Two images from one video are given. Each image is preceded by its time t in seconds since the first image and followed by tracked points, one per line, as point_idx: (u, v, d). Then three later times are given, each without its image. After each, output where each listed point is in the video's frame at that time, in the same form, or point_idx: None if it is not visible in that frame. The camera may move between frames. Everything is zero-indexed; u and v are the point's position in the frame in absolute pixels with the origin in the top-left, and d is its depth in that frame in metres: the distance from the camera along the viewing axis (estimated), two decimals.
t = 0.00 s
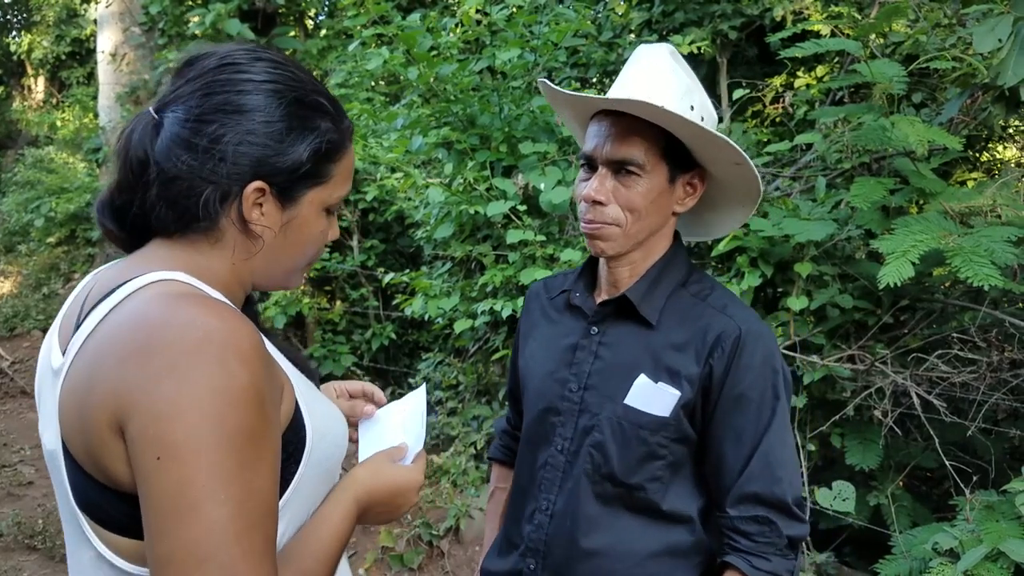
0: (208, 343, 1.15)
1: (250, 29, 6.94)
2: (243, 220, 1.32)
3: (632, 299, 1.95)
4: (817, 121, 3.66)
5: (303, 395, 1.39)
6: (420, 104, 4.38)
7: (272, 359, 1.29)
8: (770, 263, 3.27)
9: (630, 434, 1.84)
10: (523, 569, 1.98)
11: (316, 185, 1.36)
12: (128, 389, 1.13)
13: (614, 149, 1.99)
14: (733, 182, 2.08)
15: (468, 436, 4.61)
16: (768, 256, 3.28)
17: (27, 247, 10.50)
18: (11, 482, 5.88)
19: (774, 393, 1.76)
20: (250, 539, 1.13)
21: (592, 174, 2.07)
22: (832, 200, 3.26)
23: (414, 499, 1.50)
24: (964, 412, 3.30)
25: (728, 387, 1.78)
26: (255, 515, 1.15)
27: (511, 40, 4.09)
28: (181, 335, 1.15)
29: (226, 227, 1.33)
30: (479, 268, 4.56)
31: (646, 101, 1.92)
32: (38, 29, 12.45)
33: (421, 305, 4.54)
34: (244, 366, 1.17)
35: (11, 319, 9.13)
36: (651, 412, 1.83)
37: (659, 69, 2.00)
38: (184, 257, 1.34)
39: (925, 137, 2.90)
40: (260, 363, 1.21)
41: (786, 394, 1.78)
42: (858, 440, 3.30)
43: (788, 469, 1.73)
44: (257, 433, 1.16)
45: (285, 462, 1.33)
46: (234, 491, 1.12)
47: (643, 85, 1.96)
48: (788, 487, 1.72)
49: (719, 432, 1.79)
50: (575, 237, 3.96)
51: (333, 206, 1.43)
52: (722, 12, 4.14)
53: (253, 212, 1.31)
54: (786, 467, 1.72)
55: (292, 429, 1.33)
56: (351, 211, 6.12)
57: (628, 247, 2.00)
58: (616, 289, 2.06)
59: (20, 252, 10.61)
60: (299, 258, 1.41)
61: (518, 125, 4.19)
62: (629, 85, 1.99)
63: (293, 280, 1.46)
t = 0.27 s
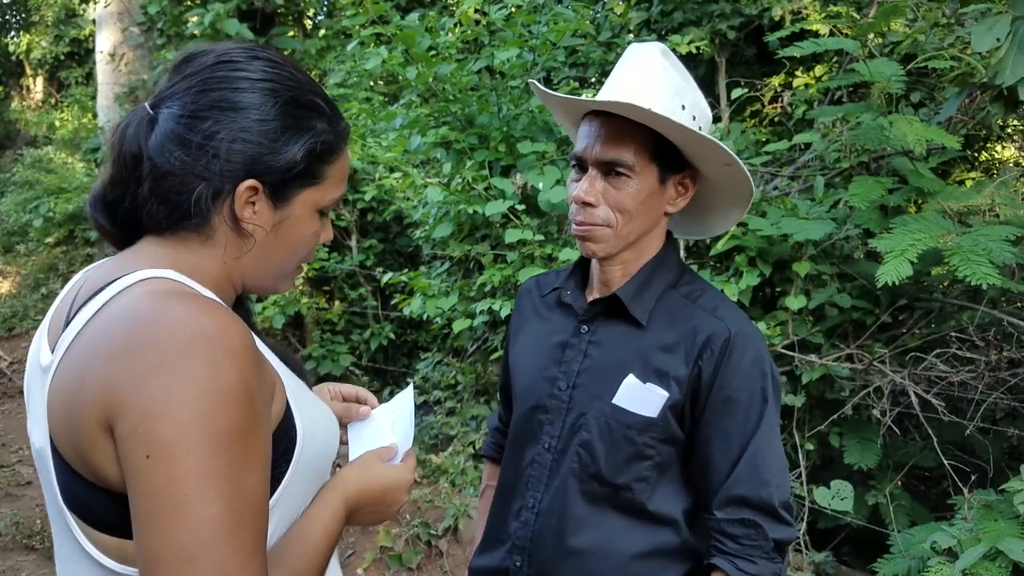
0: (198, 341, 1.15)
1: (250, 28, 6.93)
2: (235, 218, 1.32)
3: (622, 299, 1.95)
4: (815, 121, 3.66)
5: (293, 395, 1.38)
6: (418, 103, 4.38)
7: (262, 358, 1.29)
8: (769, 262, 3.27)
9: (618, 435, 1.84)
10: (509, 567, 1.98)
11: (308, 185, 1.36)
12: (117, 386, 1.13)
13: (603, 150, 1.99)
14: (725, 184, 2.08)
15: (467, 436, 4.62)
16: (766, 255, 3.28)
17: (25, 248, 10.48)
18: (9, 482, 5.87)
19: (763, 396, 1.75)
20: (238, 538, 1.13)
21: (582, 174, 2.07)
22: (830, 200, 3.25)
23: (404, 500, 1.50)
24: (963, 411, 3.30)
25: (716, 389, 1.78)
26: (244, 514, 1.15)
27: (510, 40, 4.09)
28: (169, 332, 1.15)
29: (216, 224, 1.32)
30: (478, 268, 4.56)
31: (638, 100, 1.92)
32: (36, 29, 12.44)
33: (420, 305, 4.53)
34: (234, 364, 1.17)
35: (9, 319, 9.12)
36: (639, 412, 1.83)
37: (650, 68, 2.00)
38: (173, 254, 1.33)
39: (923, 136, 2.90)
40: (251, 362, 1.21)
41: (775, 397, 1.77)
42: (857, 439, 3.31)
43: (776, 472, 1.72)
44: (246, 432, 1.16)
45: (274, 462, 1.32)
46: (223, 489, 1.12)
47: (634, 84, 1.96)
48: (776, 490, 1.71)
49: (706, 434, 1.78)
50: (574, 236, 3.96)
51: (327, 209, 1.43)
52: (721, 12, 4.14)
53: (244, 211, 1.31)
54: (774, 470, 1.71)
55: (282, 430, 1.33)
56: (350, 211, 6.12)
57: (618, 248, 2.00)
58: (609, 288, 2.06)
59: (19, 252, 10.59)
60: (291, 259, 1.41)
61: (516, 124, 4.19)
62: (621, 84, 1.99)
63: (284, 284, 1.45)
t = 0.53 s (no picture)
0: (180, 341, 1.15)
1: (249, 28, 6.92)
2: (227, 219, 1.32)
3: (618, 300, 1.95)
4: (814, 121, 3.66)
5: (285, 397, 1.38)
6: (417, 103, 4.38)
7: (251, 360, 1.29)
8: (767, 263, 3.28)
9: (614, 436, 1.84)
10: (503, 568, 1.98)
11: (302, 186, 1.35)
12: (99, 385, 1.13)
13: (595, 152, 2.00)
14: (719, 187, 2.07)
15: (466, 436, 4.62)
16: (765, 256, 3.29)
17: (24, 247, 10.47)
18: (8, 483, 5.87)
19: (758, 398, 1.75)
20: (215, 541, 1.12)
21: (576, 175, 2.07)
22: (829, 200, 3.25)
23: (398, 504, 1.51)
24: (962, 411, 3.30)
25: (712, 391, 1.78)
26: (222, 516, 1.14)
27: (509, 40, 4.09)
28: (152, 332, 1.15)
29: (210, 224, 1.33)
30: (477, 269, 4.56)
31: (631, 104, 1.92)
32: (35, 30, 12.44)
33: (419, 305, 4.53)
34: (217, 365, 1.16)
35: (8, 319, 9.11)
36: (635, 414, 1.83)
37: (643, 70, 1.99)
38: (167, 255, 1.33)
39: (922, 137, 2.90)
40: (235, 364, 1.20)
41: (770, 399, 1.78)
42: (856, 439, 3.31)
43: (771, 474, 1.72)
44: (227, 433, 1.15)
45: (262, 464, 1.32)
46: (201, 490, 1.12)
47: (627, 88, 1.96)
48: (771, 491, 1.71)
49: (701, 435, 1.78)
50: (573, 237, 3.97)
51: (323, 210, 1.42)
52: (721, 12, 4.15)
53: (237, 212, 1.31)
54: (768, 471, 1.72)
55: (270, 431, 1.33)
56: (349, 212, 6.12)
57: (610, 250, 2.01)
58: (603, 289, 2.06)
59: (18, 252, 10.58)
60: (286, 261, 1.41)
61: (516, 125, 4.20)
62: (614, 87, 1.99)
63: (281, 285, 1.45)
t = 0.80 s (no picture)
0: (157, 339, 1.15)
1: (248, 29, 6.92)
2: (216, 218, 1.32)
3: (615, 298, 1.96)
4: (813, 121, 3.67)
5: (271, 397, 1.37)
6: (416, 104, 4.38)
7: (235, 361, 1.28)
8: (766, 263, 3.28)
9: (614, 433, 1.84)
10: (504, 570, 1.98)
11: (293, 186, 1.35)
12: (76, 381, 1.14)
13: (587, 152, 2.00)
14: (714, 181, 2.07)
15: (465, 436, 4.62)
16: (763, 256, 3.29)
17: (23, 248, 10.46)
18: (6, 483, 5.86)
19: (756, 392, 1.76)
20: (184, 540, 1.12)
21: (569, 175, 2.07)
22: (828, 200, 3.25)
23: (391, 508, 1.49)
24: (960, 411, 3.30)
25: (709, 386, 1.78)
26: (193, 515, 1.14)
27: (508, 40, 4.09)
28: (129, 330, 1.15)
29: (199, 224, 1.33)
30: (476, 269, 4.56)
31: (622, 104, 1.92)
32: (34, 30, 12.43)
33: (418, 306, 4.53)
34: (193, 364, 1.16)
35: (6, 320, 9.10)
36: (634, 410, 1.83)
37: (633, 71, 1.99)
38: (158, 255, 1.33)
39: (921, 137, 2.90)
40: (213, 364, 1.20)
41: (768, 393, 1.78)
42: (854, 439, 3.32)
43: (769, 469, 1.72)
44: (201, 432, 1.15)
45: (248, 464, 1.32)
46: (171, 489, 1.11)
47: (617, 89, 1.96)
48: (769, 486, 1.71)
49: (699, 431, 1.78)
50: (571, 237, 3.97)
51: (316, 211, 1.42)
52: (719, 13, 4.15)
53: (226, 212, 1.31)
54: (766, 467, 1.72)
55: (252, 432, 1.33)
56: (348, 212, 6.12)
57: (605, 249, 2.00)
58: (600, 289, 2.06)
59: (16, 253, 10.58)
60: (279, 262, 1.40)
61: (515, 125, 4.20)
62: (604, 88, 1.99)
63: (276, 286, 1.45)
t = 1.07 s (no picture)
0: (144, 339, 1.15)
1: (247, 29, 6.92)
2: (210, 218, 1.32)
3: (616, 297, 1.96)
4: (813, 121, 3.67)
5: (265, 397, 1.37)
6: (416, 104, 4.38)
7: (228, 362, 1.28)
8: (765, 263, 3.28)
9: (617, 433, 1.84)
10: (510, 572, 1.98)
11: (288, 186, 1.35)
12: (65, 380, 1.14)
13: (586, 152, 2.00)
14: (713, 179, 2.07)
15: (464, 436, 4.62)
16: (763, 256, 3.29)
17: (22, 248, 10.46)
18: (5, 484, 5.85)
19: (757, 389, 1.75)
20: (171, 540, 1.12)
21: (567, 176, 2.08)
22: (827, 200, 3.25)
23: (388, 505, 1.51)
24: (960, 412, 3.30)
25: (710, 384, 1.78)
26: (180, 514, 1.13)
27: (508, 40, 4.09)
28: (117, 329, 1.15)
29: (193, 223, 1.33)
30: (475, 269, 4.56)
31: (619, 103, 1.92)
32: (33, 30, 12.43)
33: (417, 306, 4.53)
34: (181, 363, 1.16)
35: (5, 320, 9.10)
36: (636, 409, 1.83)
37: (629, 70, 1.99)
38: (155, 255, 1.33)
39: (920, 137, 2.91)
40: (202, 364, 1.20)
41: (770, 390, 1.77)
42: (854, 439, 3.32)
43: (771, 466, 1.71)
44: (189, 431, 1.15)
45: (241, 464, 1.31)
46: (157, 487, 1.11)
47: (614, 88, 1.96)
48: (771, 484, 1.70)
49: (701, 430, 1.78)
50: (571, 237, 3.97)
51: (314, 211, 1.41)
52: (719, 13, 4.15)
53: (221, 211, 1.31)
54: (768, 464, 1.71)
55: (244, 432, 1.32)
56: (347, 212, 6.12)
57: (606, 249, 2.00)
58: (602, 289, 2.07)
59: (15, 253, 10.57)
60: (277, 262, 1.40)
61: (514, 125, 4.21)
62: (601, 87, 1.99)
63: (274, 286, 1.45)
